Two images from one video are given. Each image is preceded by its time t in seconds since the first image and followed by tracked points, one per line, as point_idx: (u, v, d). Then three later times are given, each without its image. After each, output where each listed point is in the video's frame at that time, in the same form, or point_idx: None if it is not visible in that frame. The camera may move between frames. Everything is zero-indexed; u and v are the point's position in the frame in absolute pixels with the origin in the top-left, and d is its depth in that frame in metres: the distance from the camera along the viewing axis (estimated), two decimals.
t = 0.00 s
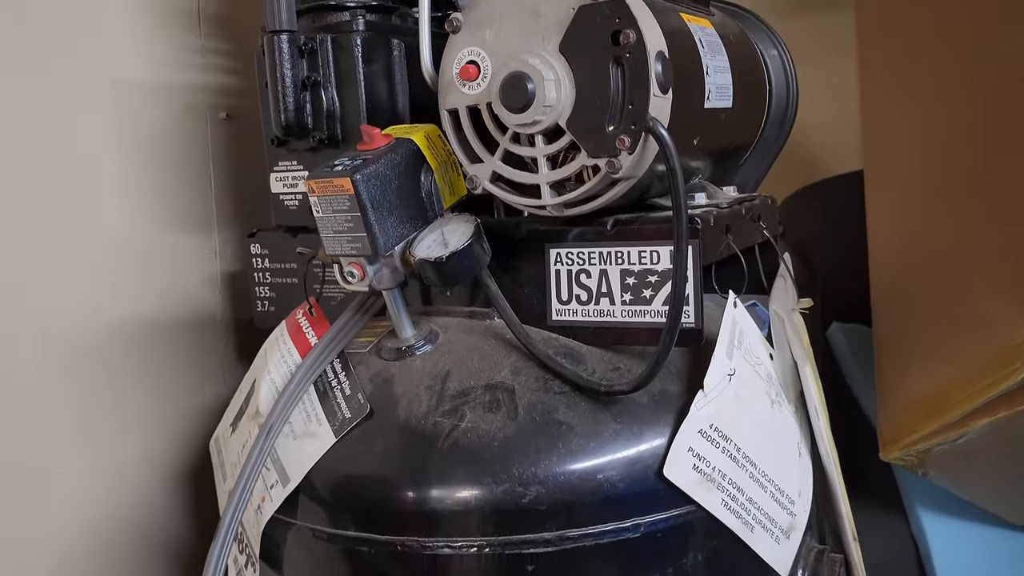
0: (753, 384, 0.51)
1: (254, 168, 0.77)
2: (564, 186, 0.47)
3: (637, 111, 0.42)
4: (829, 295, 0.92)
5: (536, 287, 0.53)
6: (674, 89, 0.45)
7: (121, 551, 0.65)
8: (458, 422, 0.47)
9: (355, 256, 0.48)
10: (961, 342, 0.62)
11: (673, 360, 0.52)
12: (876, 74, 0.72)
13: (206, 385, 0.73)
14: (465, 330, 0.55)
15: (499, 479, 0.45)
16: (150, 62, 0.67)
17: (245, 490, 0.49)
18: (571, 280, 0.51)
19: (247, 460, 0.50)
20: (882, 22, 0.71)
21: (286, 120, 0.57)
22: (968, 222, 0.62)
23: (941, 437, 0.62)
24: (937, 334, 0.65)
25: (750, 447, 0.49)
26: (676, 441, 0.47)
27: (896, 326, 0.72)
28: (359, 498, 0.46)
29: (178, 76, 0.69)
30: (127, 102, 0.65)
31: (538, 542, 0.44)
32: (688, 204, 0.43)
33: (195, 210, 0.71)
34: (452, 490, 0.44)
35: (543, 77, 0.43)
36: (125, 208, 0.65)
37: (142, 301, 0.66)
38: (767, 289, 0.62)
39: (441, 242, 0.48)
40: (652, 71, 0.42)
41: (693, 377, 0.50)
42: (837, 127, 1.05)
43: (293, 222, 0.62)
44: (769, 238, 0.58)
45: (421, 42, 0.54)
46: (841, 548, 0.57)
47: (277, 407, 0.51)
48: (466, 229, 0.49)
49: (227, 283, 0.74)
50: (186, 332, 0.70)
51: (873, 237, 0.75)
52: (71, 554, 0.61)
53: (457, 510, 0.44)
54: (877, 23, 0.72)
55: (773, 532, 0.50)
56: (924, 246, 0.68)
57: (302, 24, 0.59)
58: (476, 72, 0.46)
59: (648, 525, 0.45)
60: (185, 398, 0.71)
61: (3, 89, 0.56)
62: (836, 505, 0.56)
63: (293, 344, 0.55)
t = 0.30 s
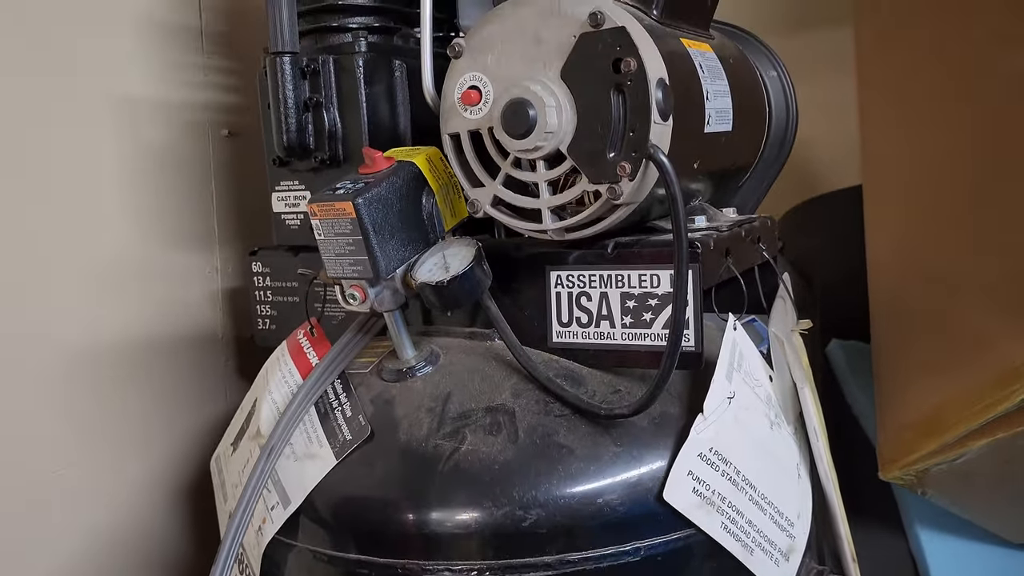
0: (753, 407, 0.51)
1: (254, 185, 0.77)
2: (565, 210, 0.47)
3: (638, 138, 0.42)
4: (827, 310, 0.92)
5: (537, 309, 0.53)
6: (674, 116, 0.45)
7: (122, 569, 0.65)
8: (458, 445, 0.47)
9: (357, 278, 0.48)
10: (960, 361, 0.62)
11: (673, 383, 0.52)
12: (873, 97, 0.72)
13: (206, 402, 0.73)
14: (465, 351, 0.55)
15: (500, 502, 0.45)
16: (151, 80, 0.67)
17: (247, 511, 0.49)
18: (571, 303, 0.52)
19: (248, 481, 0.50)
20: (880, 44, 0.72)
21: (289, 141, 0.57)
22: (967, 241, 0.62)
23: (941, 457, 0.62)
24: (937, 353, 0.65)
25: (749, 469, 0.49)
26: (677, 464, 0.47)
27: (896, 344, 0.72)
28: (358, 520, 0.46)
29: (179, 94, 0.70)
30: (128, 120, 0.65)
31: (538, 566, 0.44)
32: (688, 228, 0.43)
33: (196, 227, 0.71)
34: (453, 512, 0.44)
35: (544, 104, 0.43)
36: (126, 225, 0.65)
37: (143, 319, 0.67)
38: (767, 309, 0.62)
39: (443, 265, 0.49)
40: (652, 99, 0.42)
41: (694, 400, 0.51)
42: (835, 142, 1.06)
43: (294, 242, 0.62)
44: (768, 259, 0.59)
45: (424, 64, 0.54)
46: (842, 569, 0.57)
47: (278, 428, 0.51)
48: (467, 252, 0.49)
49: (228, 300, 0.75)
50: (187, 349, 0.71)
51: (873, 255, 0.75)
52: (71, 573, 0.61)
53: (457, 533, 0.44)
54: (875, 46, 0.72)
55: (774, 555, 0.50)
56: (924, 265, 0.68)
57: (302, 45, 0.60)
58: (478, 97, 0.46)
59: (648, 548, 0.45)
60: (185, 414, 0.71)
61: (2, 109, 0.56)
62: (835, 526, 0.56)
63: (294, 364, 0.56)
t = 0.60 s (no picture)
0: (745, 429, 0.52)
1: (252, 202, 0.78)
2: (559, 235, 0.48)
3: (632, 165, 0.42)
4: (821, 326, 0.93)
5: (532, 331, 0.54)
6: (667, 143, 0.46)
7: None
8: (453, 467, 0.48)
9: (353, 301, 0.48)
10: (953, 379, 0.62)
11: (666, 405, 0.53)
12: (879, 121, 0.74)
13: (201, 420, 0.73)
14: (458, 373, 0.56)
15: (494, 524, 0.45)
16: (151, 98, 0.68)
17: (243, 532, 0.49)
18: (566, 325, 0.52)
19: (244, 502, 0.50)
20: (889, 72, 0.72)
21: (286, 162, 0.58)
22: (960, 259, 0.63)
23: (937, 476, 0.62)
24: (932, 371, 0.65)
25: (743, 491, 0.50)
26: (669, 488, 0.47)
27: (893, 363, 0.72)
28: (354, 542, 0.47)
29: (178, 111, 0.70)
30: (127, 137, 0.66)
31: None
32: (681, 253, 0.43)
33: (194, 244, 0.71)
34: (447, 534, 0.45)
35: (539, 130, 0.43)
36: (122, 241, 0.65)
37: (141, 337, 0.67)
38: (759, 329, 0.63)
39: (437, 288, 0.49)
40: (646, 128, 0.42)
41: (687, 423, 0.51)
42: (830, 158, 1.06)
43: (290, 261, 0.62)
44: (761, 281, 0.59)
45: (419, 85, 0.55)
46: None
47: (274, 449, 0.51)
48: (462, 275, 0.50)
49: (225, 316, 0.75)
50: (184, 366, 0.71)
51: (873, 276, 0.76)
52: None
53: (452, 554, 0.44)
54: (885, 76, 0.73)
55: None
56: (920, 283, 0.68)
57: (300, 65, 0.61)
58: (474, 122, 0.46)
59: (641, 572, 0.45)
60: (182, 431, 0.71)
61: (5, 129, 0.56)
62: (828, 547, 0.56)
63: (290, 385, 0.56)
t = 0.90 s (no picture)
0: (738, 447, 0.53)
1: (253, 217, 0.78)
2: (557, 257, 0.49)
3: (627, 191, 0.43)
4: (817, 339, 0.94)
5: (529, 350, 0.55)
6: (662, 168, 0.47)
7: None
8: (451, 485, 0.48)
9: (353, 321, 0.49)
10: (946, 395, 0.62)
11: (661, 424, 0.54)
12: (875, 137, 0.75)
13: (202, 433, 0.74)
14: (457, 391, 0.57)
15: (490, 542, 0.45)
16: (154, 114, 0.68)
17: (244, 548, 0.50)
18: (562, 344, 0.53)
19: (245, 519, 0.51)
20: (886, 90, 0.74)
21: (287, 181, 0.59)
22: (953, 277, 0.63)
23: (926, 492, 0.62)
24: (925, 387, 0.66)
25: (736, 509, 0.50)
26: (663, 505, 0.47)
27: (886, 378, 0.73)
28: (353, 558, 0.47)
29: (180, 127, 0.71)
30: (130, 153, 0.66)
31: None
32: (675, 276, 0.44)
33: (195, 259, 0.72)
34: (444, 550, 0.45)
35: (537, 155, 0.44)
36: (125, 255, 0.66)
37: (142, 350, 0.68)
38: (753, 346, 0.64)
39: (437, 308, 0.50)
40: (640, 154, 0.43)
41: (682, 441, 0.52)
42: (825, 172, 1.07)
43: (291, 278, 0.63)
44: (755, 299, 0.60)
45: (418, 106, 0.56)
46: None
47: (274, 466, 0.52)
48: (461, 296, 0.51)
49: (226, 330, 0.76)
50: (185, 379, 0.72)
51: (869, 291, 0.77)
52: None
53: (448, 570, 0.45)
54: (881, 94, 0.74)
55: None
56: (915, 300, 0.69)
57: (301, 86, 0.61)
58: (472, 146, 0.47)
59: None
60: (182, 443, 0.72)
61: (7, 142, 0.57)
62: (821, 563, 0.57)
63: (290, 401, 0.57)
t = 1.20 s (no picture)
0: (742, 459, 0.53)
1: (258, 227, 0.79)
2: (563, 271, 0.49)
3: (633, 208, 0.44)
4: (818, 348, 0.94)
5: (534, 362, 0.55)
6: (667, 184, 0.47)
7: None
8: (457, 497, 0.49)
9: (360, 334, 0.50)
10: (948, 408, 0.63)
11: (665, 436, 0.54)
12: (875, 150, 0.75)
13: (207, 441, 0.74)
14: (463, 403, 0.57)
15: (496, 554, 0.46)
16: (160, 125, 0.69)
17: (252, 560, 0.50)
18: (568, 356, 0.53)
19: (252, 530, 0.51)
20: (887, 102, 0.74)
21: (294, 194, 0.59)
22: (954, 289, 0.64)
23: (929, 503, 0.62)
24: (927, 399, 0.66)
25: (740, 521, 0.51)
26: (668, 517, 0.48)
27: (887, 390, 0.73)
28: (360, 569, 0.48)
29: (186, 138, 0.71)
30: (137, 164, 0.67)
31: None
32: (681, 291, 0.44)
33: (201, 268, 0.73)
34: (450, 561, 0.46)
35: (544, 171, 0.45)
36: (131, 266, 0.67)
37: (148, 360, 0.68)
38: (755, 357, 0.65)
39: (443, 321, 0.51)
40: (646, 170, 0.44)
41: (686, 453, 0.53)
42: (826, 183, 1.08)
43: (297, 289, 0.64)
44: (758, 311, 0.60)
45: (425, 120, 0.56)
46: None
47: (281, 478, 0.52)
48: (467, 308, 0.52)
49: (231, 340, 0.76)
50: (190, 388, 0.72)
51: (871, 302, 0.77)
52: None
53: None
54: (882, 107, 0.75)
55: None
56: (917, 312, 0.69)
57: (308, 98, 0.62)
58: (479, 162, 0.48)
59: None
60: (187, 452, 0.72)
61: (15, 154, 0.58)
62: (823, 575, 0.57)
63: (297, 412, 0.57)
